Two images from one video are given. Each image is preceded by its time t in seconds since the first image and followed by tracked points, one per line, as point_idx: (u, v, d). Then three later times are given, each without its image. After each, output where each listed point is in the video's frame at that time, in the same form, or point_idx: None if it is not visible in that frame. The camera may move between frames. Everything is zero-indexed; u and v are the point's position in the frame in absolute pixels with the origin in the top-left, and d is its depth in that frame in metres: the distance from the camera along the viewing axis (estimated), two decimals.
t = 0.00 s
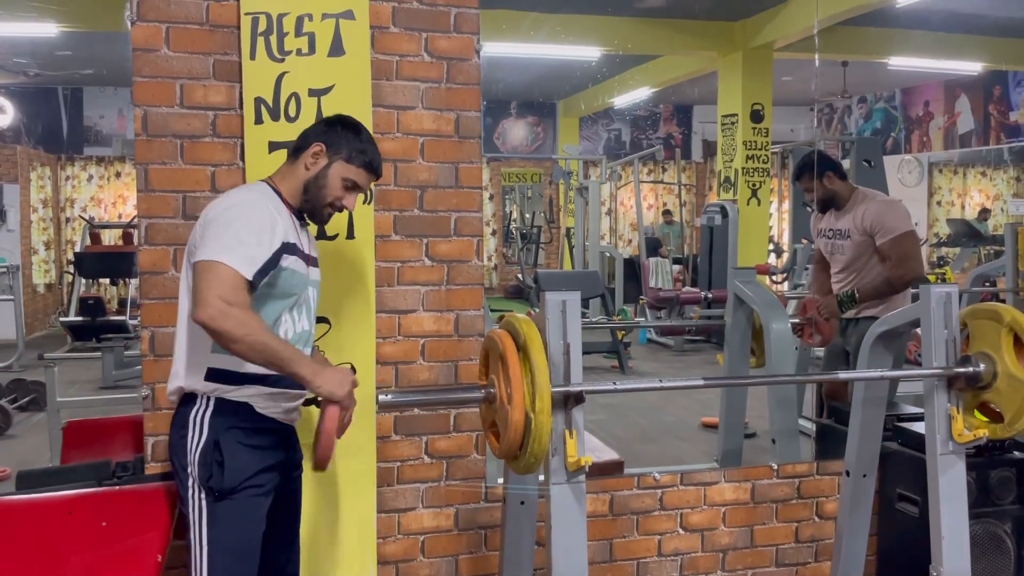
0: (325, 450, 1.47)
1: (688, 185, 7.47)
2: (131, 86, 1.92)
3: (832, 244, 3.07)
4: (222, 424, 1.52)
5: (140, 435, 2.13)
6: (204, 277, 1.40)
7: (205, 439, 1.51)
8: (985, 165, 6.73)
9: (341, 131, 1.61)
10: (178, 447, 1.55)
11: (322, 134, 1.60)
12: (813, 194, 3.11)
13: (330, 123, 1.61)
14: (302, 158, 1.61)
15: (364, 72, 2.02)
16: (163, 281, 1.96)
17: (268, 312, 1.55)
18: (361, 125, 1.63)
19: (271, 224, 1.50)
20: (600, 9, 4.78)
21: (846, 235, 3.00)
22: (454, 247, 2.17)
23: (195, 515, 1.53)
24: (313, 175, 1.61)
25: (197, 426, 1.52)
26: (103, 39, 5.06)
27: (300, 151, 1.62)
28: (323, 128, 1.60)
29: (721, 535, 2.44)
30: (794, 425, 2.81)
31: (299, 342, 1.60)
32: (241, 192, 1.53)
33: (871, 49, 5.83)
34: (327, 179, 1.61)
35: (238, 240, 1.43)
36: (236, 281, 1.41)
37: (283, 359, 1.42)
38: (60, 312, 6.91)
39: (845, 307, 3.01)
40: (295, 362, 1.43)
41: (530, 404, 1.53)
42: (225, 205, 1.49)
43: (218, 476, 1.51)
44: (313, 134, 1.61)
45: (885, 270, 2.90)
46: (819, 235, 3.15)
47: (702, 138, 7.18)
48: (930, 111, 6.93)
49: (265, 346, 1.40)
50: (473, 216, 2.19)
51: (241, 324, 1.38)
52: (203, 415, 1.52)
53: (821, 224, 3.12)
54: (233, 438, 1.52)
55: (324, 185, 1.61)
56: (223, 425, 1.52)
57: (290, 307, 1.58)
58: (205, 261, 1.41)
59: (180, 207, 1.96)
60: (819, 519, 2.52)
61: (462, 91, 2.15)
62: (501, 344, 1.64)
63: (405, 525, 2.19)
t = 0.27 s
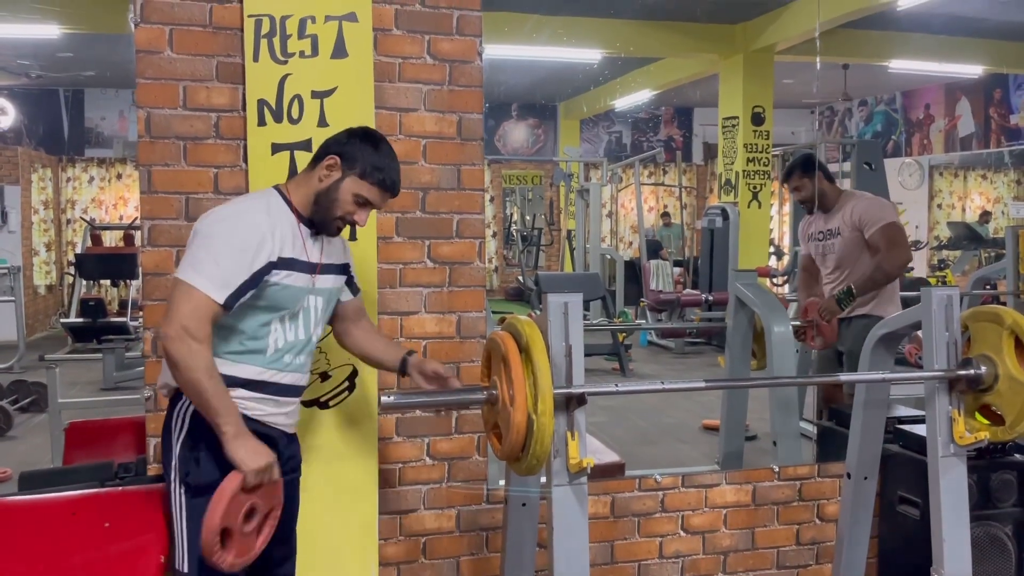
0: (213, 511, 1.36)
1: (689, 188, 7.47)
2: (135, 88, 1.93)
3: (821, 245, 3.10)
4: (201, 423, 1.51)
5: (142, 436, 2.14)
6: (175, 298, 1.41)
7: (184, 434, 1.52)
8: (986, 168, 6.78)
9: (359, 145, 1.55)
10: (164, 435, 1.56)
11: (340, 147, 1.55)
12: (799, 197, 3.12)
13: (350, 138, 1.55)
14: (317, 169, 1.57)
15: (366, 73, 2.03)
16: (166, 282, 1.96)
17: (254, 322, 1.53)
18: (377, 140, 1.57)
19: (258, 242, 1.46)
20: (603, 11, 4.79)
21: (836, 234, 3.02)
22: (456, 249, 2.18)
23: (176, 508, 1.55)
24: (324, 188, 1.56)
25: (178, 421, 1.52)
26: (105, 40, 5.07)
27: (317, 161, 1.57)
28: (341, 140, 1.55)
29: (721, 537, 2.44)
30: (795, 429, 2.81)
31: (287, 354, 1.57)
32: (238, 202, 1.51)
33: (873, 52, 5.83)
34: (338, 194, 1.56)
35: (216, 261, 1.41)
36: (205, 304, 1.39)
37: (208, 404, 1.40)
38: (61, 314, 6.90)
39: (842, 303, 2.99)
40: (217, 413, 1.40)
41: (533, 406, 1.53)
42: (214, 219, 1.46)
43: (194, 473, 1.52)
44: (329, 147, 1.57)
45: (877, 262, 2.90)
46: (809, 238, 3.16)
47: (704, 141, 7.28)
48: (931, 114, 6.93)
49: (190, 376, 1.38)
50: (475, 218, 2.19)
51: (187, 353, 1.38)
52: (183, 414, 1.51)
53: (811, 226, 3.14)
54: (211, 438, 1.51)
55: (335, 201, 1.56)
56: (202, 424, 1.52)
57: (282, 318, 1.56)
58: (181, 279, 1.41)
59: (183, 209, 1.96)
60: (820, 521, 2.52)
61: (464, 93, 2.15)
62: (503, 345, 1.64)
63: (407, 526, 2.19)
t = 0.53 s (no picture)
0: None
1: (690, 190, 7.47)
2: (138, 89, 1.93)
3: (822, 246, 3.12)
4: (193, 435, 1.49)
5: (143, 437, 2.12)
6: (179, 360, 1.34)
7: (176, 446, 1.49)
8: (987, 171, 6.75)
9: (365, 170, 1.42)
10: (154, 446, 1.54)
11: (344, 174, 1.43)
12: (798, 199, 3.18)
13: (356, 164, 1.43)
14: (318, 193, 1.45)
15: (369, 74, 2.04)
16: (167, 283, 1.96)
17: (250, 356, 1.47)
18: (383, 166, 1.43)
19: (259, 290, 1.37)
20: (605, 14, 4.79)
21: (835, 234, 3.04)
22: (458, 250, 2.18)
23: (168, 515, 1.54)
24: (327, 216, 1.45)
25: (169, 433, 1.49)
26: (107, 41, 5.08)
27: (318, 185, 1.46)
28: (345, 166, 1.43)
29: (722, 539, 2.44)
30: (795, 431, 2.79)
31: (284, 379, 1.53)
32: (233, 237, 1.40)
33: (874, 55, 5.83)
34: (341, 222, 1.45)
35: (218, 323, 1.33)
36: (211, 367, 1.33)
37: (201, 477, 1.35)
38: (61, 314, 6.90)
39: (846, 300, 2.96)
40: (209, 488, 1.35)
41: (535, 408, 1.53)
42: (211, 269, 1.35)
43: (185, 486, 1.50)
44: (333, 173, 1.44)
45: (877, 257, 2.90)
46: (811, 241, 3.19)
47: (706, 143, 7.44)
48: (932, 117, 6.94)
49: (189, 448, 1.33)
50: (476, 220, 2.19)
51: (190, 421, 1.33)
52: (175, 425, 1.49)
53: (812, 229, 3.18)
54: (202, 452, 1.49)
55: (337, 229, 1.45)
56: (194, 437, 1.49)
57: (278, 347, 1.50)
58: (181, 341, 1.33)
59: (185, 210, 1.97)
60: (821, 523, 2.52)
61: (466, 95, 2.15)
62: (505, 347, 1.64)
63: (408, 527, 2.19)
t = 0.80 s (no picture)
0: None
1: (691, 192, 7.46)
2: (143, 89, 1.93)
3: (820, 254, 3.14)
4: (199, 441, 1.49)
5: (147, 436, 2.15)
6: (236, 438, 1.27)
7: (182, 449, 1.49)
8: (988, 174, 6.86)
9: (386, 223, 1.28)
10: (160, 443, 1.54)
11: (367, 230, 1.29)
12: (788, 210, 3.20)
13: (377, 220, 1.28)
14: (341, 241, 1.33)
15: (373, 75, 2.04)
16: (171, 282, 1.96)
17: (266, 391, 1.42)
18: (409, 221, 1.29)
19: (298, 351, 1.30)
20: (608, 15, 4.79)
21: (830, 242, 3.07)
22: (462, 251, 2.18)
23: (170, 517, 1.55)
24: (348, 267, 1.33)
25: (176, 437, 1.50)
26: (110, 40, 5.08)
27: (343, 232, 1.33)
28: (369, 220, 1.28)
29: (724, 540, 2.44)
30: (798, 432, 2.78)
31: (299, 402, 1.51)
32: (262, 297, 1.29)
33: (876, 57, 5.83)
34: (359, 276, 1.33)
35: (260, 398, 1.25)
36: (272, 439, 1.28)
37: (259, 545, 1.34)
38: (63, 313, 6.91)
39: (852, 305, 2.99)
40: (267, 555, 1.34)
41: (538, 409, 1.53)
42: (245, 338, 1.25)
43: (187, 490, 1.50)
44: (355, 227, 1.30)
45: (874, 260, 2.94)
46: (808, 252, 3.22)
47: (707, 145, 7.38)
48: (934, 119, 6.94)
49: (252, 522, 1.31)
50: (480, 220, 2.19)
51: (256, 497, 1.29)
52: (180, 428, 1.49)
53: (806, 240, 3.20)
54: (209, 459, 1.49)
55: (357, 282, 1.34)
56: (200, 442, 1.49)
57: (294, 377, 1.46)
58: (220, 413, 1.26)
59: (189, 209, 1.97)
60: (823, 525, 2.52)
61: (470, 96, 2.15)
62: (509, 347, 1.64)
63: (410, 527, 2.19)
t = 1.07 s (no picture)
0: None
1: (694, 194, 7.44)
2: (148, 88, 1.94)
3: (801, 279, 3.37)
4: (210, 445, 1.50)
5: (150, 434, 2.16)
6: (276, 492, 1.31)
7: (192, 452, 1.50)
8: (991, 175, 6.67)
9: (427, 307, 1.29)
10: (169, 442, 1.54)
11: (405, 308, 1.30)
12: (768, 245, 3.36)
13: (416, 303, 1.29)
14: (377, 309, 1.34)
15: (378, 75, 2.04)
16: (176, 281, 1.97)
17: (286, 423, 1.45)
18: (449, 304, 1.30)
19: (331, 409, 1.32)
20: (612, 15, 4.79)
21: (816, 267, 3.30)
22: (466, 250, 2.19)
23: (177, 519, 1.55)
24: (382, 335, 1.35)
25: (186, 443, 1.51)
26: (115, 38, 5.09)
27: (380, 300, 1.34)
28: (408, 297, 1.30)
29: (727, 541, 2.44)
30: (802, 433, 2.77)
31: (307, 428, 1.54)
32: (303, 353, 1.29)
33: (879, 58, 5.83)
34: (391, 344, 1.35)
35: (292, 456, 1.28)
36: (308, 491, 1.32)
37: None
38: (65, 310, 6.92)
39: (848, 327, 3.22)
40: None
41: (543, 409, 1.54)
42: (283, 397, 1.26)
43: (199, 490, 1.50)
44: (395, 300, 1.31)
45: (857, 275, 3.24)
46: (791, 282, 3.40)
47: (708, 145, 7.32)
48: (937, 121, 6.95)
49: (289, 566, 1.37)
50: (484, 220, 2.20)
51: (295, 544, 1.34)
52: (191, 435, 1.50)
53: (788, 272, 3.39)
54: (220, 461, 1.50)
55: (389, 348, 1.36)
56: (212, 446, 1.50)
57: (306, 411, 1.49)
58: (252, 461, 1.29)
59: (194, 208, 1.97)
60: (825, 526, 2.52)
61: (475, 96, 2.16)
62: (512, 348, 1.64)
63: (413, 526, 2.20)
